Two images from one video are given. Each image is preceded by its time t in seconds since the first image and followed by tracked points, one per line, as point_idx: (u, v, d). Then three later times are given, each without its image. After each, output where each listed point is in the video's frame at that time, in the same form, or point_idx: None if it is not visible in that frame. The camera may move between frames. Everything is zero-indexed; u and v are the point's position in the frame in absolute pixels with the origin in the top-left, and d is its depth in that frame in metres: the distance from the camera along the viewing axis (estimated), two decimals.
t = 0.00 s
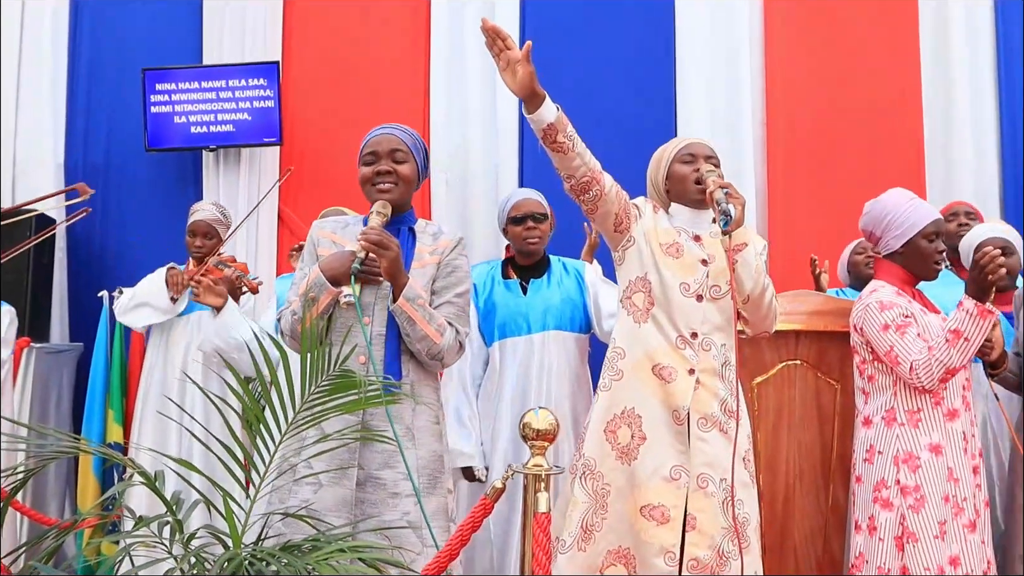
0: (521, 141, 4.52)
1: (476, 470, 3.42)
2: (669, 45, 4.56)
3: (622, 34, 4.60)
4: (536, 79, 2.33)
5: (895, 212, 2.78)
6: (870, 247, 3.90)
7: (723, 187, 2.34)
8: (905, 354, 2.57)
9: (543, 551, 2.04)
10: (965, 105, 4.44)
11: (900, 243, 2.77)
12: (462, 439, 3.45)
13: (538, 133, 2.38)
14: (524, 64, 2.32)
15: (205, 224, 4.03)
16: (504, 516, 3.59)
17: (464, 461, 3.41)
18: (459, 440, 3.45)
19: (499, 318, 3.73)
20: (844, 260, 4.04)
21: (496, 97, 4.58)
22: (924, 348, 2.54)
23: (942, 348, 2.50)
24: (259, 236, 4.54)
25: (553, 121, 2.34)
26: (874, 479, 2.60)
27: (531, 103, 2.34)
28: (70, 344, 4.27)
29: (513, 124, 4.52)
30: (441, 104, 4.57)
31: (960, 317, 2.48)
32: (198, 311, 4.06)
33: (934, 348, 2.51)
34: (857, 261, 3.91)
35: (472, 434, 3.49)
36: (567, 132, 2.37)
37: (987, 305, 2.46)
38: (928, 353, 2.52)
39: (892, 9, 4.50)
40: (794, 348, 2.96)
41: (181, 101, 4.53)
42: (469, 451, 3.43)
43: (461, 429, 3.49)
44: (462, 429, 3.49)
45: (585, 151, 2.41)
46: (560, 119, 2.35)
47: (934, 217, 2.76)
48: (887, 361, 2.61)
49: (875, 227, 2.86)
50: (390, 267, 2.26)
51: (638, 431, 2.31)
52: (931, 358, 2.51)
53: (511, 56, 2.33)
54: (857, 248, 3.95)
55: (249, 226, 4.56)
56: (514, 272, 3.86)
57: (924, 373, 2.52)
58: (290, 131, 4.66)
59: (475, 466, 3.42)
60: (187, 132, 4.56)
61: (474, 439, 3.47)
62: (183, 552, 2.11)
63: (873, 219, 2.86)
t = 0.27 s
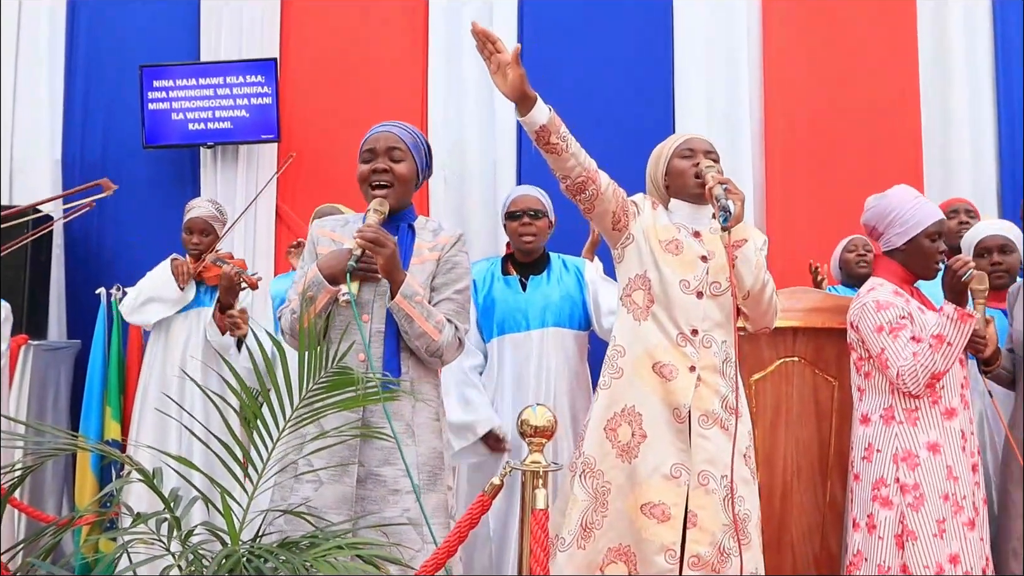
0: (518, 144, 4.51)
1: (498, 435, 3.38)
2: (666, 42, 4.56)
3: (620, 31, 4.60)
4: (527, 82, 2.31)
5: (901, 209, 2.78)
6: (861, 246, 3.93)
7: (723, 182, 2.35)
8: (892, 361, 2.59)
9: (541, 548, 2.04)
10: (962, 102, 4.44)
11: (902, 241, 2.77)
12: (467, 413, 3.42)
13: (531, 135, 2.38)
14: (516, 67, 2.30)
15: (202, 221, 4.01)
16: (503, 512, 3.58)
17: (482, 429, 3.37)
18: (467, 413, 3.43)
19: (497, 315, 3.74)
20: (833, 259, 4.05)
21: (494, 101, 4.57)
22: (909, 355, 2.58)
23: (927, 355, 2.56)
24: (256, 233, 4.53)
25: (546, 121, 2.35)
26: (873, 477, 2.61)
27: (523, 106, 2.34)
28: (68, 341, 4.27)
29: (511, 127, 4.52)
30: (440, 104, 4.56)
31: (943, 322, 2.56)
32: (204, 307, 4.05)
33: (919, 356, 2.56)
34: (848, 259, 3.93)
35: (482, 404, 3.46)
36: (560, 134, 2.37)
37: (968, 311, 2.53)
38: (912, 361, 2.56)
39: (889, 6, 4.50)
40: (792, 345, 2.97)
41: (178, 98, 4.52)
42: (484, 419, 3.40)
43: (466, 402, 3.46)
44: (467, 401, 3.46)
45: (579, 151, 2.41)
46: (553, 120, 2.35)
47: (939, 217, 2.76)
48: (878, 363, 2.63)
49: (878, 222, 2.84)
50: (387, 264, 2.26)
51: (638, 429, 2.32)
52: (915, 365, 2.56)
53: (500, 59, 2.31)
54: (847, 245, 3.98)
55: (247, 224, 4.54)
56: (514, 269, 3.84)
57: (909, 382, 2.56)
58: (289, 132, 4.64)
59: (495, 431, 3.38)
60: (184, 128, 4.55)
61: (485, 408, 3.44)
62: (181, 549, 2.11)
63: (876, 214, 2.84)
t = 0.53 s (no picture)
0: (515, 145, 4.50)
1: (517, 360, 3.54)
2: (662, 40, 4.55)
3: (616, 29, 4.59)
4: (518, 91, 2.33)
5: (895, 206, 2.79)
6: (850, 244, 3.96)
7: (723, 180, 2.36)
8: (892, 354, 2.59)
9: (537, 544, 2.05)
10: (959, 99, 4.45)
11: (895, 238, 2.79)
12: (478, 370, 3.53)
13: (526, 143, 2.38)
14: (506, 77, 2.32)
15: (195, 218, 4.00)
16: (497, 510, 3.60)
17: (503, 368, 3.50)
18: (476, 371, 3.54)
19: (493, 310, 3.74)
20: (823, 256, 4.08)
21: (489, 110, 4.54)
22: (913, 349, 2.57)
23: (929, 350, 2.55)
24: (253, 231, 4.53)
25: (539, 130, 2.35)
26: (866, 474, 2.62)
27: (514, 116, 2.34)
28: (65, 339, 4.26)
29: (508, 133, 4.50)
30: (437, 106, 4.56)
31: (949, 321, 2.54)
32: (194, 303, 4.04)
33: (921, 350, 2.55)
34: (836, 257, 3.97)
35: (480, 351, 3.58)
36: (555, 139, 2.37)
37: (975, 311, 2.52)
38: (915, 355, 2.56)
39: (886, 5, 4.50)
40: (789, 342, 2.97)
41: (174, 95, 4.51)
42: (493, 364, 3.52)
43: (469, 364, 3.55)
44: (470, 363, 3.56)
45: (575, 155, 2.41)
46: (546, 127, 2.35)
47: (933, 216, 2.76)
48: (874, 358, 2.63)
49: (876, 217, 2.85)
50: (381, 262, 2.27)
51: (642, 429, 2.32)
52: (917, 360, 2.55)
53: (489, 70, 2.32)
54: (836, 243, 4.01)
55: (243, 220, 4.54)
56: (508, 265, 3.87)
57: (910, 374, 2.55)
58: (286, 131, 4.64)
59: (511, 361, 3.53)
60: (180, 126, 4.54)
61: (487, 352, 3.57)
62: (178, 546, 2.11)
63: (874, 209, 2.85)
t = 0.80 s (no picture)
0: (509, 147, 4.51)
1: (512, 337, 3.58)
2: (655, 37, 4.55)
3: (610, 27, 4.59)
4: (515, 93, 2.31)
5: (887, 202, 2.79)
6: (840, 242, 3.96)
7: (723, 179, 2.36)
8: (889, 350, 2.59)
9: (530, 542, 2.04)
10: (952, 97, 4.43)
11: (886, 236, 2.79)
12: (473, 350, 3.54)
13: (524, 143, 2.38)
14: (503, 79, 2.30)
15: (185, 215, 3.99)
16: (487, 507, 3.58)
17: (501, 344, 3.53)
18: (471, 350, 3.54)
19: (481, 308, 3.74)
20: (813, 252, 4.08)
21: (484, 108, 4.54)
22: (911, 345, 2.56)
23: (928, 348, 2.52)
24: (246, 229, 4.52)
25: (537, 130, 2.35)
26: (860, 470, 2.62)
27: (513, 116, 2.34)
28: (57, 337, 4.25)
29: (502, 130, 4.51)
30: (430, 108, 4.55)
31: (949, 320, 2.49)
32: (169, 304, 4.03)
33: (920, 347, 2.52)
34: (827, 254, 3.97)
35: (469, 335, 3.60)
36: (554, 139, 2.37)
37: (977, 311, 2.47)
38: (914, 351, 2.54)
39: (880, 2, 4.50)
40: (782, 340, 2.98)
41: (167, 92, 4.50)
42: (489, 343, 3.55)
43: (461, 347, 3.56)
44: (462, 346, 3.56)
45: (574, 154, 2.40)
46: (544, 128, 2.35)
47: (925, 212, 2.76)
48: (870, 355, 2.63)
49: (867, 215, 2.86)
50: (373, 260, 2.27)
51: (643, 427, 2.33)
52: (915, 357, 2.53)
53: (487, 71, 2.30)
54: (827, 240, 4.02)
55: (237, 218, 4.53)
56: (497, 262, 3.89)
57: (906, 371, 2.54)
58: (280, 129, 4.63)
59: (506, 338, 3.58)
60: (172, 123, 4.53)
61: (478, 334, 3.59)
62: (170, 545, 2.11)
63: (866, 206, 2.86)
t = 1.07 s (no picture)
0: (506, 147, 4.49)
1: (501, 335, 3.53)
2: (651, 34, 4.55)
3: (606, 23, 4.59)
4: (517, 89, 2.32)
5: (883, 200, 2.80)
6: (837, 240, 3.97)
7: (724, 176, 2.34)
8: (887, 349, 2.58)
9: (526, 540, 2.04)
10: (948, 93, 4.44)
11: (882, 233, 2.79)
12: (462, 347, 3.48)
13: (526, 140, 2.37)
14: (505, 75, 2.31)
15: (179, 212, 3.98)
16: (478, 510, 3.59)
17: (489, 342, 3.47)
18: (460, 348, 3.48)
19: (471, 307, 3.74)
20: (808, 250, 4.07)
21: (482, 101, 4.54)
22: (908, 344, 2.56)
23: (926, 346, 2.53)
24: (241, 228, 4.50)
25: (539, 126, 2.34)
26: (857, 469, 2.62)
27: (515, 112, 2.35)
28: (52, 335, 4.24)
29: (499, 127, 4.50)
30: (427, 107, 4.55)
31: (949, 319, 2.52)
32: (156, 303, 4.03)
33: (918, 344, 2.53)
34: (824, 252, 3.97)
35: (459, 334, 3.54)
36: (555, 137, 2.36)
37: (976, 309, 2.50)
38: (911, 349, 2.54)
39: None
40: (778, 338, 2.98)
41: (163, 90, 4.49)
42: (478, 341, 3.49)
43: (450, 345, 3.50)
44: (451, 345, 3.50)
45: (576, 152, 2.39)
46: (546, 124, 2.34)
47: (921, 209, 2.77)
48: (868, 353, 2.63)
49: (864, 213, 2.86)
50: (369, 259, 2.26)
51: (643, 425, 2.33)
52: (913, 354, 2.53)
53: (489, 67, 2.30)
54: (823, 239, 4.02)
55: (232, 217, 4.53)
56: (487, 261, 3.88)
57: (904, 369, 2.54)
58: (277, 126, 4.62)
59: (495, 335, 3.52)
60: (168, 121, 4.53)
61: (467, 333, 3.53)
62: (166, 543, 2.11)
63: (861, 205, 2.87)
